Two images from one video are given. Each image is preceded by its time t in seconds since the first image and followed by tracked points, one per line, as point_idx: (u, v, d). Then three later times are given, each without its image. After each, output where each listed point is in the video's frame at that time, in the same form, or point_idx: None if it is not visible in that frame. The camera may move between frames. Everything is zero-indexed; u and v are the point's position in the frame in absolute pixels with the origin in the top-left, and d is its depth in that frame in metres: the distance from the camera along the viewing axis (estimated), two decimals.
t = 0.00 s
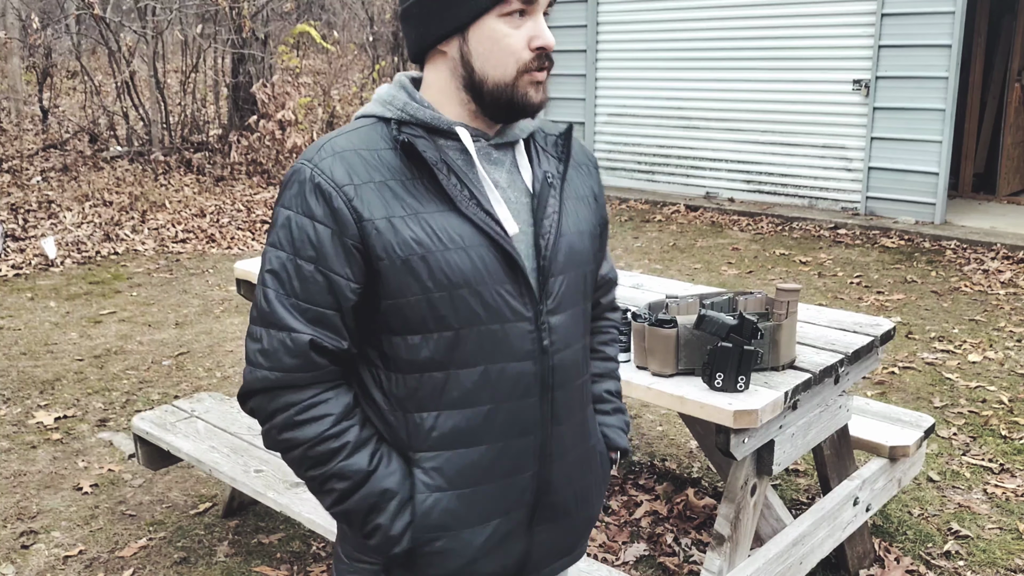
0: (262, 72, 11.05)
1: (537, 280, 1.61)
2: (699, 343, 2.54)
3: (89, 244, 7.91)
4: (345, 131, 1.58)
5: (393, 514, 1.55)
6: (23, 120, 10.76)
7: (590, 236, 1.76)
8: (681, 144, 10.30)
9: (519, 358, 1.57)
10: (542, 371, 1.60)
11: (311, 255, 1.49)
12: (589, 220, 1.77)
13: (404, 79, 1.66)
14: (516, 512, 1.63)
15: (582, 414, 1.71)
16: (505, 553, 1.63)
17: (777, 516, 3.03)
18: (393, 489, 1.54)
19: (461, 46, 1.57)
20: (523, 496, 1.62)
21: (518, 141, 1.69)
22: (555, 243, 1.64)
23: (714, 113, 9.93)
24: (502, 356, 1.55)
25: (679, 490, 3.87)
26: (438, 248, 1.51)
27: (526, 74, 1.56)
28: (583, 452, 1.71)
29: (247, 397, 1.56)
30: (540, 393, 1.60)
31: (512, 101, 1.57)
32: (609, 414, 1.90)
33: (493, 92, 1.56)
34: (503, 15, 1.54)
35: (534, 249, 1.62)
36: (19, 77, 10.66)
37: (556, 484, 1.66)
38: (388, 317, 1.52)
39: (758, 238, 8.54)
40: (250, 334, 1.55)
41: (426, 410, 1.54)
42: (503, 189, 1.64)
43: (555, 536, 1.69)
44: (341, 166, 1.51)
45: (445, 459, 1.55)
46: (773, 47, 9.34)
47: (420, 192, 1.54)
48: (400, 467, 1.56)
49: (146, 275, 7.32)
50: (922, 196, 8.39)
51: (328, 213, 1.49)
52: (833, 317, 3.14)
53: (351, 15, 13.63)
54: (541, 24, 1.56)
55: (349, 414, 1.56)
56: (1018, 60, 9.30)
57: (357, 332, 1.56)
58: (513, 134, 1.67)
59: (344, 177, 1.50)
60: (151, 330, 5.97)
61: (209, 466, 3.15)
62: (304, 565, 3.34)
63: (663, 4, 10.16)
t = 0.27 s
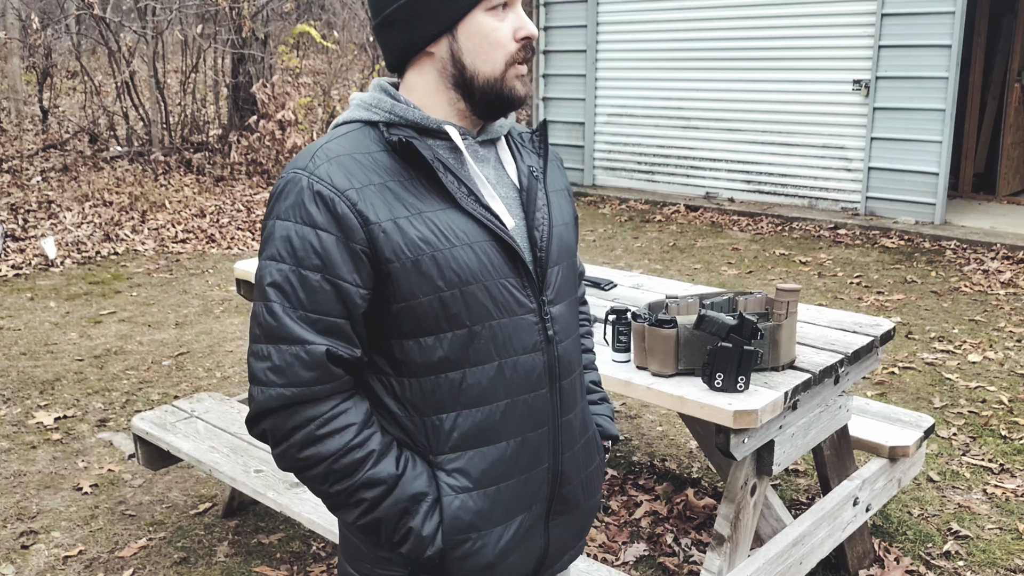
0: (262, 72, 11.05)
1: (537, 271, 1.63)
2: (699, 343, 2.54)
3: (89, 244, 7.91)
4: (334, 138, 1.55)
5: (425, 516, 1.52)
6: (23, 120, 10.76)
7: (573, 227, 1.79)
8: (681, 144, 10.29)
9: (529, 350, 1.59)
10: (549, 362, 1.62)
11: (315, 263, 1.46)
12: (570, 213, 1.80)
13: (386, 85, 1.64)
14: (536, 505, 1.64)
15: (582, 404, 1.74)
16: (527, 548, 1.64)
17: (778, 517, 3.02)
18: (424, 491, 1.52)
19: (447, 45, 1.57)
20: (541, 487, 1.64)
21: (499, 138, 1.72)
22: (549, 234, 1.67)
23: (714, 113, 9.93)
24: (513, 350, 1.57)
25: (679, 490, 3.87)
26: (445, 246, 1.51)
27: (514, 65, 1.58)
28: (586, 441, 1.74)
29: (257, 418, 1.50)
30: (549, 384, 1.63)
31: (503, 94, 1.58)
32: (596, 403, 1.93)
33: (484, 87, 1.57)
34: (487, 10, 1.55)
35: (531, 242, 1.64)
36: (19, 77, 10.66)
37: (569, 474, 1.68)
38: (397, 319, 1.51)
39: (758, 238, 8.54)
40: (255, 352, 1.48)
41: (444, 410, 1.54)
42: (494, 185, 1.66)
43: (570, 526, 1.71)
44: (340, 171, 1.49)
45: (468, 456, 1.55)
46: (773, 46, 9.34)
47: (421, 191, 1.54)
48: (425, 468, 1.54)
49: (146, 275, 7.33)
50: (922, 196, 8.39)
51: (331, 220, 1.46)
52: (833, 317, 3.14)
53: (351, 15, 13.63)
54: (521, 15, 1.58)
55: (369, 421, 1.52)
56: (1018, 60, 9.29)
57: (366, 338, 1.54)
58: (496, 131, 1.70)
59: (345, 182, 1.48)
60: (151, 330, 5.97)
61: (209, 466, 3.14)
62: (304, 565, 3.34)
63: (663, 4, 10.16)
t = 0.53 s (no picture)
0: (262, 72, 11.05)
1: (534, 271, 1.64)
2: (699, 342, 2.54)
3: (90, 244, 7.91)
4: (332, 133, 1.56)
5: (418, 515, 1.52)
6: (22, 120, 10.75)
7: (573, 228, 1.79)
8: (681, 144, 10.30)
9: (524, 350, 1.59)
10: (547, 363, 1.62)
11: (311, 257, 1.46)
12: (570, 213, 1.80)
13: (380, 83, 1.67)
14: (531, 508, 1.64)
15: (580, 406, 1.73)
16: (521, 551, 1.64)
17: (777, 517, 3.03)
18: (417, 489, 1.52)
19: (422, 51, 1.57)
20: (537, 490, 1.64)
21: (498, 138, 1.72)
22: (547, 234, 1.67)
23: (714, 113, 9.93)
24: (508, 349, 1.57)
25: (679, 490, 3.87)
26: (441, 243, 1.52)
27: (489, 72, 1.55)
28: (584, 444, 1.74)
29: (250, 414, 1.49)
30: (546, 385, 1.63)
31: (478, 100, 1.57)
32: (597, 405, 1.92)
33: (458, 93, 1.57)
34: (461, 15, 1.53)
35: (528, 241, 1.65)
36: (19, 77, 10.65)
37: (566, 477, 1.68)
38: (391, 317, 1.51)
39: (757, 238, 8.54)
40: (247, 347, 1.48)
41: (439, 410, 1.54)
42: (492, 184, 1.66)
43: (566, 529, 1.71)
44: (336, 166, 1.50)
45: (463, 457, 1.55)
46: (773, 46, 9.33)
47: (418, 188, 1.54)
48: (419, 467, 1.55)
49: (146, 275, 7.33)
50: (922, 196, 8.39)
51: (328, 214, 1.47)
52: (833, 317, 3.14)
53: (351, 15, 13.64)
54: (501, 20, 1.54)
55: (363, 419, 1.52)
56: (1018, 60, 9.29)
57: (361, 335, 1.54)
58: (494, 131, 1.70)
59: (342, 177, 1.49)
60: (151, 330, 5.97)
61: (209, 466, 3.15)
62: (304, 565, 3.34)
63: (663, 4, 10.16)
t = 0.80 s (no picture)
0: (262, 72, 11.06)
1: (532, 276, 1.63)
2: (698, 342, 2.54)
3: (90, 244, 7.91)
4: (336, 131, 1.60)
5: (392, 515, 1.53)
6: (22, 120, 10.75)
7: (587, 236, 1.77)
8: (681, 144, 10.29)
9: (515, 354, 1.58)
10: (540, 370, 1.61)
11: (300, 249, 1.49)
12: (585, 221, 1.78)
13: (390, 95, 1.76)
14: (517, 517, 1.63)
15: (584, 416, 1.71)
16: (506, 559, 1.63)
17: (777, 517, 3.03)
18: (392, 488, 1.53)
19: (402, 61, 1.65)
20: (524, 500, 1.63)
21: (509, 142, 1.72)
22: (550, 240, 1.66)
23: (714, 113, 9.93)
24: (497, 352, 1.56)
25: (678, 490, 3.88)
26: (431, 241, 1.53)
27: (452, 75, 1.59)
28: (586, 457, 1.70)
29: (240, 400, 1.54)
30: (538, 392, 1.61)
31: (444, 105, 1.60)
32: (616, 423, 1.89)
33: (425, 97, 1.61)
34: (426, 21, 1.60)
35: (529, 245, 1.64)
36: (19, 77, 10.65)
37: (558, 489, 1.66)
38: (380, 313, 1.53)
39: (757, 238, 8.54)
40: (241, 335, 1.53)
41: (423, 411, 1.54)
42: (497, 186, 1.66)
43: (558, 544, 1.69)
44: (331, 161, 1.53)
45: (443, 460, 1.55)
46: (773, 46, 9.33)
47: (412, 187, 1.56)
48: (398, 467, 1.56)
49: (146, 275, 7.33)
50: (922, 197, 8.40)
51: (319, 208, 1.50)
52: (833, 317, 3.15)
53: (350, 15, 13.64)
54: (464, 24, 1.58)
55: (346, 413, 1.54)
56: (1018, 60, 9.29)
57: (352, 331, 1.56)
58: (503, 134, 1.70)
59: (336, 172, 1.52)
60: (151, 331, 5.97)
61: (208, 465, 3.15)
62: (304, 565, 3.34)
63: (663, 4, 10.16)
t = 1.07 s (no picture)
0: (262, 72, 11.06)
1: (531, 281, 1.61)
2: (698, 342, 2.56)
3: (89, 244, 7.91)
4: (348, 130, 1.65)
5: (366, 512, 1.55)
6: (22, 121, 10.75)
7: (602, 242, 1.73)
8: (681, 144, 10.30)
9: (505, 359, 1.57)
10: (531, 377, 1.59)
11: (298, 247, 1.54)
12: (602, 227, 1.74)
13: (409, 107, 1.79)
14: (502, 522, 1.61)
15: (584, 425, 1.67)
16: (487, 565, 1.62)
17: (777, 517, 3.03)
18: (368, 486, 1.56)
19: (407, 63, 1.69)
20: (508, 507, 1.60)
21: (523, 144, 1.71)
22: (554, 245, 1.63)
23: (714, 113, 9.93)
24: (486, 356, 1.56)
25: (678, 490, 3.88)
26: (423, 242, 1.54)
27: (449, 69, 1.61)
28: (583, 467, 1.67)
29: (242, 387, 1.62)
30: (528, 399, 1.59)
31: (445, 99, 1.61)
32: (631, 436, 1.85)
33: (428, 95, 1.63)
34: (419, 21, 1.63)
35: (530, 250, 1.62)
36: (19, 77, 10.66)
37: (546, 498, 1.63)
38: (373, 313, 1.55)
39: (757, 238, 8.54)
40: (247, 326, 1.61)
41: (408, 410, 1.56)
42: (503, 189, 1.66)
43: (546, 553, 1.66)
44: (334, 161, 1.57)
45: (422, 461, 1.56)
46: (773, 46, 9.34)
47: (410, 188, 1.58)
48: (378, 465, 1.58)
49: (146, 275, 7.33)
50: (922, 197, 8.40)
51: (318, 207, 1.54)
52: (833, 317, 3.15)
53: (350, 15, 13.65)
54: (454, 17, 1.60)
55: (332, 408, 1.58)
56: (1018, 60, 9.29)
57: (345, 328, 1.59)
58: (516, 136, 1.69)
59: (335, 172, 1.56)
60: (151, 330, 5.97)
61: (208, 465, 3.15)
62: (304, 565, 3.34)
63: (663, 4, 10.16)
